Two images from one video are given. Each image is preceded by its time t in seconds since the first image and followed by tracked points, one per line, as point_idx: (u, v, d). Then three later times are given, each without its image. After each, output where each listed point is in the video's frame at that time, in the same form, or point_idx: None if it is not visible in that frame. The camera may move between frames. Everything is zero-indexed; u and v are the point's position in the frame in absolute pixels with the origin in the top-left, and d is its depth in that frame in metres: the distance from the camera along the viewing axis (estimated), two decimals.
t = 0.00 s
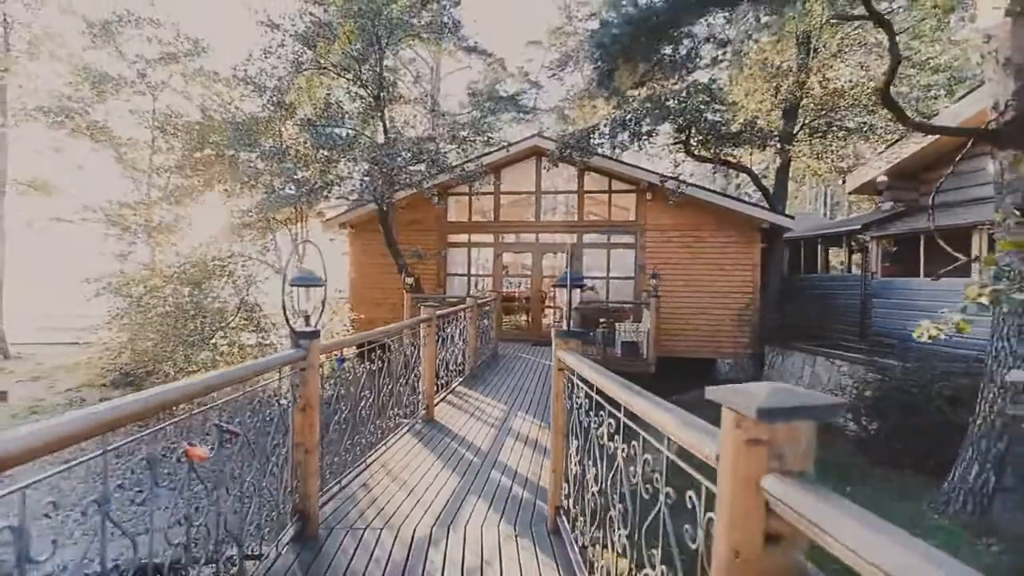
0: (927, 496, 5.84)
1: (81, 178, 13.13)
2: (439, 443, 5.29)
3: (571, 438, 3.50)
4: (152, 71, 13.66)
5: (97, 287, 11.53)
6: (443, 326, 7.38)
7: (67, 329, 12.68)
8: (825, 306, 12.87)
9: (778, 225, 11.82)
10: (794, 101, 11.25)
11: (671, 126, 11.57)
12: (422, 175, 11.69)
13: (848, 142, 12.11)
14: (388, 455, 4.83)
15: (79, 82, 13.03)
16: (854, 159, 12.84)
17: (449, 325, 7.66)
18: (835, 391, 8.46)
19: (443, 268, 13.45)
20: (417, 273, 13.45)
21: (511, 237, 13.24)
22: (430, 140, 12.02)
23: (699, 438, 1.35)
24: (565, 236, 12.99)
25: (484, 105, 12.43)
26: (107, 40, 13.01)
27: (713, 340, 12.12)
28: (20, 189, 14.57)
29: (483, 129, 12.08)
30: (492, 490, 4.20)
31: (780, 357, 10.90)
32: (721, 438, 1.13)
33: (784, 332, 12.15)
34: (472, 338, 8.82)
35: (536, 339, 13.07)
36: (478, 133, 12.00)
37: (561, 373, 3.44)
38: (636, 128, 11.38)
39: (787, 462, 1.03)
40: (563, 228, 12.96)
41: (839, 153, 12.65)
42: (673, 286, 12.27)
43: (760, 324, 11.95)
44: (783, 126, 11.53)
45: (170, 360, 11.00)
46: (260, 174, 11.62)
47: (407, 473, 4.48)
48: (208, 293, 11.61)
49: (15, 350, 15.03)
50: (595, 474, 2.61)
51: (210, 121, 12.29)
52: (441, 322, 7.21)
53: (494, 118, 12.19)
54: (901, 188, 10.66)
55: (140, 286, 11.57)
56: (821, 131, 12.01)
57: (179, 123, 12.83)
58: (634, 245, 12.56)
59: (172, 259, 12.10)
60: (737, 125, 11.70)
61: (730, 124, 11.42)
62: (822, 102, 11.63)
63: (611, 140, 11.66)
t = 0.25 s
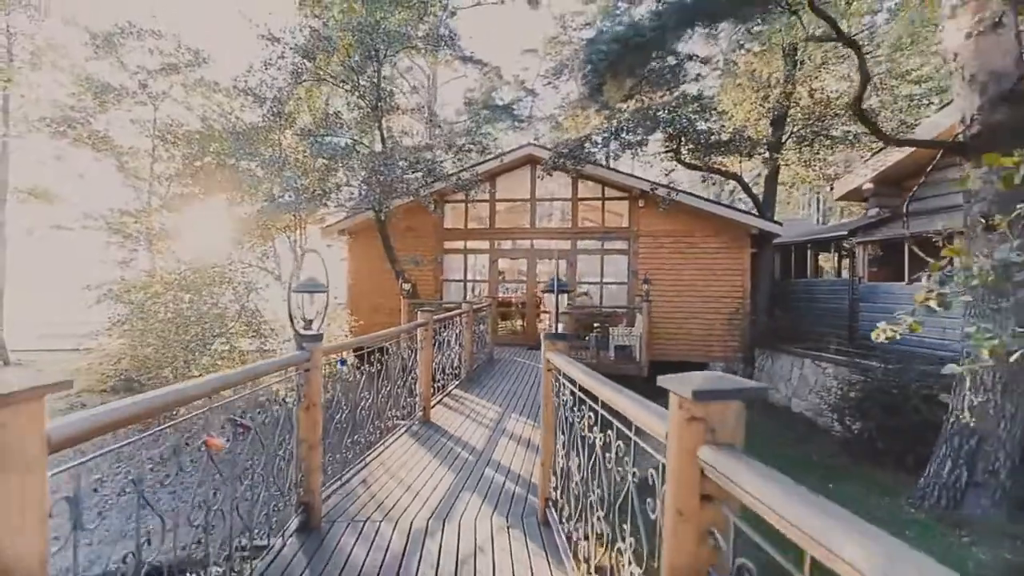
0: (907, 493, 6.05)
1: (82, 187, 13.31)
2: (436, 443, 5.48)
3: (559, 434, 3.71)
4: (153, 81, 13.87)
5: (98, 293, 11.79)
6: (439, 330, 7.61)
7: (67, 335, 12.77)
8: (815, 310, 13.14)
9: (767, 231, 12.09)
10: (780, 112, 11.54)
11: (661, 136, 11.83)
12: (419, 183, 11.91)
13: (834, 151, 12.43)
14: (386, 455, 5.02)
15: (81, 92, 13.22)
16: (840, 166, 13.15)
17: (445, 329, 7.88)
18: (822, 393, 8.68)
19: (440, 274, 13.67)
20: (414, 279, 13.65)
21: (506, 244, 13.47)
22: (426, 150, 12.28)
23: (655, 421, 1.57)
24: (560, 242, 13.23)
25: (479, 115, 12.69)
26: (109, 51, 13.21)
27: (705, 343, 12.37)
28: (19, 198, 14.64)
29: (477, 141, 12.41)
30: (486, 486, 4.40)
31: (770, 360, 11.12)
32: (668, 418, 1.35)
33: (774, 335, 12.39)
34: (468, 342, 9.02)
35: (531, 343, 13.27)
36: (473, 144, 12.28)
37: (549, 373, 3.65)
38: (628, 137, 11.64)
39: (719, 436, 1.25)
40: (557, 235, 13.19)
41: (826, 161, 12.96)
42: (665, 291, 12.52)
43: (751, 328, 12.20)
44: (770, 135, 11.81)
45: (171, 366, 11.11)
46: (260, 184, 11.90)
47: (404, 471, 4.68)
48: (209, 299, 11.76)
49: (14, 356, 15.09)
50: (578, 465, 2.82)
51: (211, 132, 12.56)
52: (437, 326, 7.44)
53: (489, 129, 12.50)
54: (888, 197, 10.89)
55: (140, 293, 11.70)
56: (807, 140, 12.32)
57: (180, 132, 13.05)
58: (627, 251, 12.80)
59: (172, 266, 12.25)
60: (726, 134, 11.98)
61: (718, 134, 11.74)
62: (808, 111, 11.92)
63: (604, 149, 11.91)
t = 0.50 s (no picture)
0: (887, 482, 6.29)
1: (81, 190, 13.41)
2: (432, 438, 5.69)
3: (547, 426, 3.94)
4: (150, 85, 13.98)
5: (97, 296, 11.91)
6: (435, 329, 7.82)
7: (67, 338, 12.86)
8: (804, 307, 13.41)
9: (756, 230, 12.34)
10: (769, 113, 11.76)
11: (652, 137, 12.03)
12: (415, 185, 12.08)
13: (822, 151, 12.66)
14: (384, 449, 5.23)
15: (79, 96, 13.32)
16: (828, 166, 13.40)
17: (441, 328, 8.09)
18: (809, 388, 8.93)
19: (436, 275, 13.85)
20: (411, 280, 13.83)
21: (501, 244, 13.66)
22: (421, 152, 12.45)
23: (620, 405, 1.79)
24: (554, 242, 13.43)
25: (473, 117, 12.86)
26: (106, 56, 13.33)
27: (697, 340, 12.63)
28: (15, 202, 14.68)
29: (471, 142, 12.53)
30: (479, 476, 4.62)
31: (759, 356, 11.37)
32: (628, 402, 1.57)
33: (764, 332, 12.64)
34: (463, 340, 9.22)
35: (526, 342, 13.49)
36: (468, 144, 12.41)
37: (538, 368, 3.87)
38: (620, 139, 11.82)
39: (668, 415, 1.46)
40: (551, 235, 13.40)
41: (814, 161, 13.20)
42: (658, 289, 12.76)
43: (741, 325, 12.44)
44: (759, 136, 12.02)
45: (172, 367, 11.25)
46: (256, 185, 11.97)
47: (401, 464, 4.89)
48: (208, 300, 11.90)
49: (14, 359, 15.18)
50: (562, 453, 3.04)
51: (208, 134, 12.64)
52: (433, 325, 7.64)
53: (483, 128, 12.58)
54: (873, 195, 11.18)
55: (140, 295, 11.83)
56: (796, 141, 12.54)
57: (177, 136, 13.16)
58: (620, 250, 13.03)
59: (171, 268, 12.38)
60: (716, 135, 12.20)
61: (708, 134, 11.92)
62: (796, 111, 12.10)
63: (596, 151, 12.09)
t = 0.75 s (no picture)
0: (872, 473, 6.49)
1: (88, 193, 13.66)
2: (433, 431, 5.92)
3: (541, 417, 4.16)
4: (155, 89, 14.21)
5: (104, 296, 12.15)
6: (436, 326, 8.04)
7: (76, 337, 13.14)
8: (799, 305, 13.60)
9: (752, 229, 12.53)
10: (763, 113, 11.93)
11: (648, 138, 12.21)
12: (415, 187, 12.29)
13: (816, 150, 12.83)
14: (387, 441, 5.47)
15: (85, 101, 13.55)
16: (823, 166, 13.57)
17: (441, 326, 8.32)
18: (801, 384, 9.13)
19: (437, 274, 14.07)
20: (412, 279, 14.05)
21: (501, 244, 13.86)
22: (421, 153, 12.65)
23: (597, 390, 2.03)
24: (552, 241, 13.63)
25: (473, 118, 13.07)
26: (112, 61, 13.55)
27: (693, 338, 12.84)
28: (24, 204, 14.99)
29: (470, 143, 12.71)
30: (477, 466, 4.85)
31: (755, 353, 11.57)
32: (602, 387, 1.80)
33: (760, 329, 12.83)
34: (463, 338, 9.44)
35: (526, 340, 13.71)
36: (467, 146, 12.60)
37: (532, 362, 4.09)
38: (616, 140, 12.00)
39: (635, 397, 1.68)
40: (550, 234, 13.59)
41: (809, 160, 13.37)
42: (655, 288, 12.97)
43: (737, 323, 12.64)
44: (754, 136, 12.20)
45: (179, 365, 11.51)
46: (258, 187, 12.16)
47: (404, 455, 5.13)
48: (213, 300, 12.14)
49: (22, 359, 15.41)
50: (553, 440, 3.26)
51: (211, 137, 12.84)
52: (434, 323, 7.87)
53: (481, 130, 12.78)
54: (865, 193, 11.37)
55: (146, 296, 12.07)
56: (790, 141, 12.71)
57: (181, 139, 13.37)
58: (617, 250, 13.23)
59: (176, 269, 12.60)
60: (711, 135, 12.37)
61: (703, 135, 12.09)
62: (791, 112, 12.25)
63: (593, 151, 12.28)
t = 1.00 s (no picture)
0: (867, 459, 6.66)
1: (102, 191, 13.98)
2: (441, 419, 6.16)
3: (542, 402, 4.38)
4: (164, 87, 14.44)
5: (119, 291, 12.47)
6: (442, 318, 8.27)
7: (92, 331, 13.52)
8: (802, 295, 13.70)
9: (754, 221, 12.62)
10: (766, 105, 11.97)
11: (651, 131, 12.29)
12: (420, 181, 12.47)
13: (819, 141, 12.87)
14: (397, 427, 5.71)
15: (96, 100, 13.80)
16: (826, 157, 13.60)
17: (447, 318, 8.55)
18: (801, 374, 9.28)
19: (443, 267, 14.28)
20: (418, 273, 14.28)
21: (506, 237, 14.02)
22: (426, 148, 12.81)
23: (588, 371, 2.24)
24: (556, 234, 13.77)
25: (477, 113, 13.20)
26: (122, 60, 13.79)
27: (696, 329, 13.00)
28: (39, 202, 15.31)
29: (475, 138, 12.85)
30: (483, 451, 5.08)
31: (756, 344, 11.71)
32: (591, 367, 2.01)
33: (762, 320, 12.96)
34: (469, 330, 9.65)
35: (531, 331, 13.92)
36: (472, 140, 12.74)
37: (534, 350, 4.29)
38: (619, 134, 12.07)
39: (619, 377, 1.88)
40: (554, 227, 13.73)
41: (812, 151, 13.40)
42: (658, 280, 13.12)
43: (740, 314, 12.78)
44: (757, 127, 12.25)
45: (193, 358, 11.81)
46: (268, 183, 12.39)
47: (412, 440, 5.37)
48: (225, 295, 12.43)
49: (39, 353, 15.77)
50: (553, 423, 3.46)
51: (221, 135, 13.08)
52: (440, 314, 8.09)
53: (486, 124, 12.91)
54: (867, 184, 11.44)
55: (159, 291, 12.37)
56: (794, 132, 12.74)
57: (191, 136, 13.60)
58: (621, 242, 13.36)
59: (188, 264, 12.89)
60: (714, 128, 12.44)
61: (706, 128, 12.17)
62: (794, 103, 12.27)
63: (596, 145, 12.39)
